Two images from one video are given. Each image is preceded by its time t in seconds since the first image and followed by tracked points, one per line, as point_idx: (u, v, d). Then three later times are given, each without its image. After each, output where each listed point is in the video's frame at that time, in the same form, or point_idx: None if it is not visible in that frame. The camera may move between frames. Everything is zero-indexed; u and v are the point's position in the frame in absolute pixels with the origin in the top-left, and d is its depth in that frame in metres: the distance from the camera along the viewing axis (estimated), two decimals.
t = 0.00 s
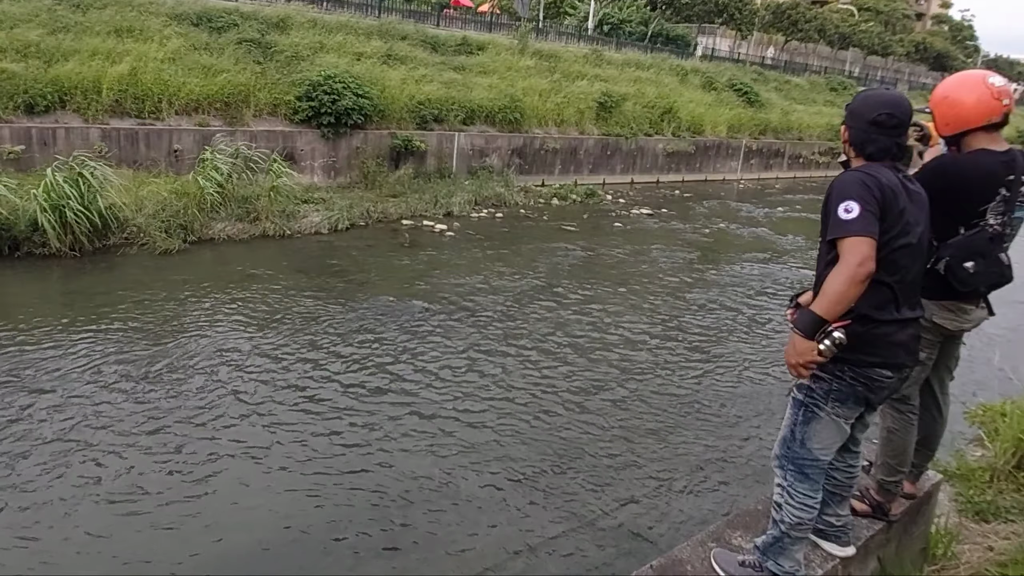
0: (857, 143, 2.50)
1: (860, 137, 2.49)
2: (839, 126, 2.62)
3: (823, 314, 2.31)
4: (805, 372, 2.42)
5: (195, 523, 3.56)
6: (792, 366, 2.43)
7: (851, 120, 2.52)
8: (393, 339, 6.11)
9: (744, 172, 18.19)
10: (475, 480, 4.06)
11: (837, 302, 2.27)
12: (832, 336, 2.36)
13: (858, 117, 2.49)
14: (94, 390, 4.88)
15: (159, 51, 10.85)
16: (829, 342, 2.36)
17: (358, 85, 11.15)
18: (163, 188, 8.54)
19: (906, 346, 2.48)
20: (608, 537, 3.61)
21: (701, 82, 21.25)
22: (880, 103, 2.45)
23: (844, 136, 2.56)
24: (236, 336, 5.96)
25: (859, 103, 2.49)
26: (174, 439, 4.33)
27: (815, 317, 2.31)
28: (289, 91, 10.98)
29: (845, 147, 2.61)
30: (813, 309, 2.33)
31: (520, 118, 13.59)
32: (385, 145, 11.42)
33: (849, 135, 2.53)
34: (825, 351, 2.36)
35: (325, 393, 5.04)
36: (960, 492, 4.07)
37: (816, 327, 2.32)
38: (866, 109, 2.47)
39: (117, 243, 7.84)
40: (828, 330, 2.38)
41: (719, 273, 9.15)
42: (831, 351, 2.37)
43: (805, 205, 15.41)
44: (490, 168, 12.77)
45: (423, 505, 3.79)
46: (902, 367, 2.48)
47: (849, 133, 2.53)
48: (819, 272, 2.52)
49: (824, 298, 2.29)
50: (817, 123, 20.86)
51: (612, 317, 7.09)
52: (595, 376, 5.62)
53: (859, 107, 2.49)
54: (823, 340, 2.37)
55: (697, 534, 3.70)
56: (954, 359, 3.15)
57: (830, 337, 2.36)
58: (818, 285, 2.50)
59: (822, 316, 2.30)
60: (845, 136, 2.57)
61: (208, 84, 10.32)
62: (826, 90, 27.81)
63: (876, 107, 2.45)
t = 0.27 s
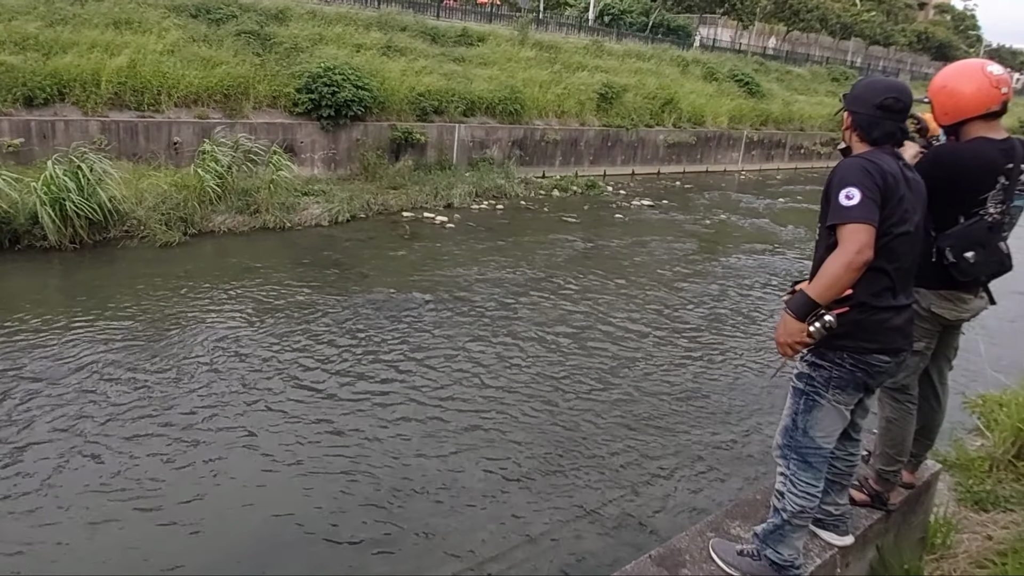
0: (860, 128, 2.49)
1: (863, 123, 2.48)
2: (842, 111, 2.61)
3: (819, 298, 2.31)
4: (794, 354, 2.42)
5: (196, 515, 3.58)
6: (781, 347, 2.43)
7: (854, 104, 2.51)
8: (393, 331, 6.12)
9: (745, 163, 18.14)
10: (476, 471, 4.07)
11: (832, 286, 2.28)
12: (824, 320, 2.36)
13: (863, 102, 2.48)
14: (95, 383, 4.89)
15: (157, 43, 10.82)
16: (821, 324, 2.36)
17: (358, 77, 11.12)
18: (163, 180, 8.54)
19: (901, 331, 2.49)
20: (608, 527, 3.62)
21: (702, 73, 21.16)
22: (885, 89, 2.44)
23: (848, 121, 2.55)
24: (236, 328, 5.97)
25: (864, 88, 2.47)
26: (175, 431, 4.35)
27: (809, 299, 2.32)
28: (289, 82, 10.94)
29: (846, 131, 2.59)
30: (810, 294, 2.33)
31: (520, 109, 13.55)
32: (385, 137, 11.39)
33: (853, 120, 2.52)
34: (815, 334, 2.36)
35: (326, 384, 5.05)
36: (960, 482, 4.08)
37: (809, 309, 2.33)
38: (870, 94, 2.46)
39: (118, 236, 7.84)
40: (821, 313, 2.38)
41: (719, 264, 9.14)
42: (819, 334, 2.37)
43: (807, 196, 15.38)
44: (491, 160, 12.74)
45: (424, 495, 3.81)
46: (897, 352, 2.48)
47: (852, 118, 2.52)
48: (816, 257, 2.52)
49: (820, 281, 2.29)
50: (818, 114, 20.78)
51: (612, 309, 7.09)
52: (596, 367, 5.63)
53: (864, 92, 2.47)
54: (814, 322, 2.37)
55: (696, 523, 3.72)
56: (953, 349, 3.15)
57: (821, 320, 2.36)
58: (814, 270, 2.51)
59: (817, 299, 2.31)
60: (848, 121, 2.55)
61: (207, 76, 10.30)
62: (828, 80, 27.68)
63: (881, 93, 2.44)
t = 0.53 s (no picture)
0: (864, 125, 2.49)
1: (867, 120, 2.48)
2: (845, 107, 2.61)
3: (825, 297, 2.31)
4: (799, 352, 2.42)
5: (197, 513, 3.59)
6: (788, 345, 2.43)
7: (858, 102, 2.51)
8: (393, 329, 6.13)
9: (745, 162, 18.15)
10: (476, 469, 4.08)
11: (838, 285, 2.28)
12: (831, 319, 2.36)
13: (866, 100, 2.48)
14: (95, 381, 4.90)
15: (157, 41, 10.82)
16: (827, 324, 2.37)
17: (358, 75, 11.11)
18: (163, 178, 8.54)
19: (898, 327, 2.50)
20: (607, 526, 3.63)
21: (702, 71, 21.16)
22: (889, 88, 2.45)
23: (852, 117, 2.55)
24: (236, 326, 5.98)
25: (868, 86, 2.48)
26: (175, 429, 4.35)
27: (816, 298, 2.32)
28: (288, 80, 10.94)
29: (848, 129, 2.59)
30: (816, 293, 2.33)
31: (520, 108, 13.55)
32: (385, 135, 11.39)
33: (856, 118, 2.52)
34: (821, 333, 2.36)
35: (326, 383, 5.06)
36: (959, 480, 4.08)
37: (816, 308, 2.33)
38: (874, 91, 2.47)
39: (117, 234, 7.84)
40: (827, 312, 2.38)
41: (719, 263, 9.16)
42: (826, 334, 2.37)
43: (806, 194, 15.39)
44: (490, 159, 12.74)
45: (424, 493, 3.82)
46: (892, 348, 2.50)
47: (856, 115, 2.52)
48: (817, 256, 2.53)
49: (825, 280, 2.30)
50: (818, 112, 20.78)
51: (612, 307, 7.10)
52: (595, 365, 5.64)
53: (869, 90, 2.48)
54: (821, 322, 2.37)
55: (695, 522, 3.73)
56: (952, 348, 3.16)
57: (828, 320, 2.36)
58: (817, 266, 2.52)
59: (822, 298, 2.31)
60: (851, 118, 2.55)
61: (207, 75, 10.29)
62: (828, 79, 27.69)
63: (885, 91, 2.45)
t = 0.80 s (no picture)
0: (865, 125, 2.49)
1: (868, 120, 2.49)
2: (844, 107, 2.61)
3: (834, 299, 2.31)
4: (813, 357, 2.40)
5: (198, 512, 3.59)
6: (801, 349, 2.41)
7: (858, 102, 2.52)
8: (393, 328, 6.13)
9: (743, 161, 18.16)
10: (475, 468, 4.08)
11: (848, 285, 2.28)
12: (843, 321, 2.36)
13: (866, 99, 2.50)
14: (95, 380, 4.90)
15: (156, 40, 10.81)
16: (839, 326, 2.36)
17: (357, 74, 11.10)
18: (162, 177, 8.54)
19: (897, 326, 2.51)
20: (607, 524, 3.64)
21: (701, 70, 21.18)
22: (888, 87, 2.47)
23: (851, 117, 2.55)
24: (236, 325, 5.98)
25: (867, 86, 2.49)
26: (174, 428, 4.36)
27: (825, 300, 2.31)
28: (287, 79, 10.93)
29: (847, 128, 2.59)
30: (825, 295, 2.32)
31: (519, 107, 13.55)
32: (384, 134, 11.39)
33: (856, 117, 2.52)
34: (834, 336, 2.35)
35: (325, 382, 5.06)
36: (957, 479, 4.10)
37: (828, 310, 2.32)
38: (874, 91, 2.48)
39: (116, 233, 7.84)
40: (838, 315, 2.37)
41: (717, 262, 9.17)
42: (840, 336, 2.36)
43: (805, 194, 15.40)
44: (489, 158, 12.75)
45: (424, 492, 3.83)
46: (891, 346, 2.51)
47: (856, 115, 2.52)
48: (821, 257, 2.53)
49: (835, 281, 2.29)
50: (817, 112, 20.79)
51: (611, 306, 7.11)
52: (595, 364, 5.64)
53: (868, 90, 2.49)
54: (833, 325, 2.36)
55: (694, 520, 3.74)
56: (949, 346, 3.17)
57: (841, 322, 2.36)
58: (822, 269, 2.51)
59: (833, 299, 2.30)
60: (850, 118, 2.56)
61: (206, 73, 10.29)
62: (827, 79, 27.70)
63: (884, 91, 2.47)
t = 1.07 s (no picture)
0: (867, 124, 2.49)
1: (869, 119, 2.48)
2: (844, 107, 2.60)
3: (839, 298, 2.30)
4: (818, 357, 2.39)
5: (196, 512, 3.58)
6: (806, 350, 2.40)
7: (859, 101, 2.51)
8: (392, 327, 6.13)
9: (743, 160, 18.15)
10: (474, 467, 4.07)
11: (852, 285, 2.27)
12: (848, 321, 2.35)
13: (867, 98, 2.49)
14: (93, 379, 4.89)
15: (155, 39, 10.80)
16: (845, 325, 2.35)
17: (356, 73, 11.08)
18: (162, 176, 8.53)
19: (898, 325, 2.51)
20: (606, 523, 3.64)
21: (700, 69, 21.18)
22: (890, 86, 2.47)
23: (852, 117, 2.54)
24: (235, 324, 5.97)
25: (869, 85, 2.49)
26: (173, 427, 4.35)
27: (830, 300, 2.31)
28: (286, 78, 10.92)
29: (848, 128, 2.58)
30: (830, 294, 2.31)
31: (518, 106, 13.55)
32: (383, 133, 11.38)
33: (858, 116, 2.51)
34: (839, 335, 2.34)
35: (324, 381, 5.06)
36: (956, 477, 4.10)
37: (833, 310, 2.31)
38: (876, 90, 2.48)
39: (115, 232, 7.83)
40: (842, 314, 2.36)
41: (717, 261, 9.17)
42: (845, 336, 2.35)
43: (804, 193, 15.39)
44: (489, 157, 12.74)
45: (423, 491, 3.82)
46: (893, 345, 2.50)
47: (857, 114, 2.51)
48: (823, 257, 2.52)
49: (840, 281, 2.29)
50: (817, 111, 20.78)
51: (611, 305, 7.10)
52: (594, 363, 5.64)
53: (869, 89, 2.49)
54: (838, 324, 2.35)
55: (693, 519, 3.73)
56: (948, 345, 3.17)
57: (846, 322, 2.35)
58: (825, 269, 2.51)
59: (838, 299, 2.30)
60: (851, 118, 2.55)
61: (205, 72, 10.27)
62: (827, 78, 27.70)
63: (886, 90, 2.47)
